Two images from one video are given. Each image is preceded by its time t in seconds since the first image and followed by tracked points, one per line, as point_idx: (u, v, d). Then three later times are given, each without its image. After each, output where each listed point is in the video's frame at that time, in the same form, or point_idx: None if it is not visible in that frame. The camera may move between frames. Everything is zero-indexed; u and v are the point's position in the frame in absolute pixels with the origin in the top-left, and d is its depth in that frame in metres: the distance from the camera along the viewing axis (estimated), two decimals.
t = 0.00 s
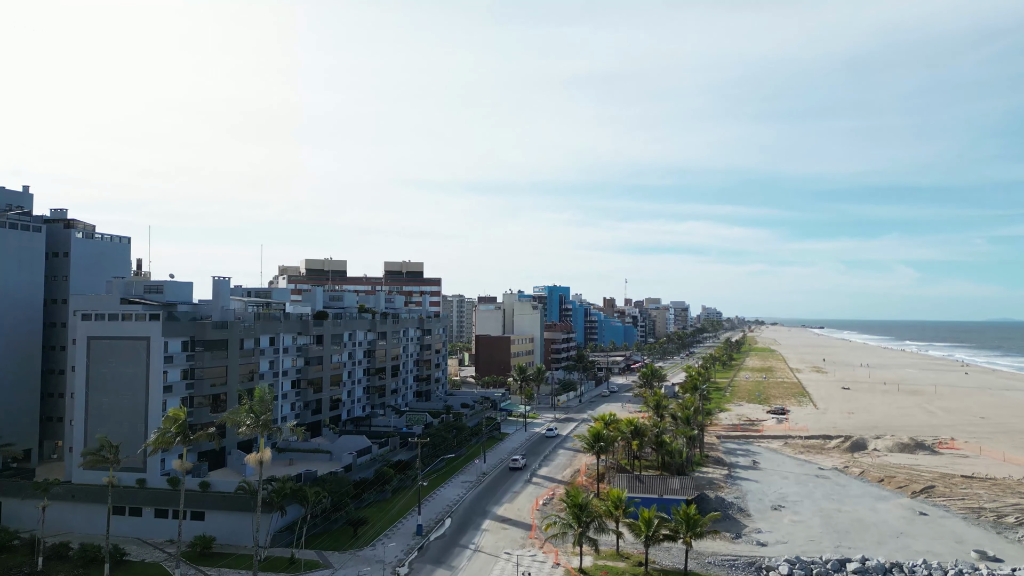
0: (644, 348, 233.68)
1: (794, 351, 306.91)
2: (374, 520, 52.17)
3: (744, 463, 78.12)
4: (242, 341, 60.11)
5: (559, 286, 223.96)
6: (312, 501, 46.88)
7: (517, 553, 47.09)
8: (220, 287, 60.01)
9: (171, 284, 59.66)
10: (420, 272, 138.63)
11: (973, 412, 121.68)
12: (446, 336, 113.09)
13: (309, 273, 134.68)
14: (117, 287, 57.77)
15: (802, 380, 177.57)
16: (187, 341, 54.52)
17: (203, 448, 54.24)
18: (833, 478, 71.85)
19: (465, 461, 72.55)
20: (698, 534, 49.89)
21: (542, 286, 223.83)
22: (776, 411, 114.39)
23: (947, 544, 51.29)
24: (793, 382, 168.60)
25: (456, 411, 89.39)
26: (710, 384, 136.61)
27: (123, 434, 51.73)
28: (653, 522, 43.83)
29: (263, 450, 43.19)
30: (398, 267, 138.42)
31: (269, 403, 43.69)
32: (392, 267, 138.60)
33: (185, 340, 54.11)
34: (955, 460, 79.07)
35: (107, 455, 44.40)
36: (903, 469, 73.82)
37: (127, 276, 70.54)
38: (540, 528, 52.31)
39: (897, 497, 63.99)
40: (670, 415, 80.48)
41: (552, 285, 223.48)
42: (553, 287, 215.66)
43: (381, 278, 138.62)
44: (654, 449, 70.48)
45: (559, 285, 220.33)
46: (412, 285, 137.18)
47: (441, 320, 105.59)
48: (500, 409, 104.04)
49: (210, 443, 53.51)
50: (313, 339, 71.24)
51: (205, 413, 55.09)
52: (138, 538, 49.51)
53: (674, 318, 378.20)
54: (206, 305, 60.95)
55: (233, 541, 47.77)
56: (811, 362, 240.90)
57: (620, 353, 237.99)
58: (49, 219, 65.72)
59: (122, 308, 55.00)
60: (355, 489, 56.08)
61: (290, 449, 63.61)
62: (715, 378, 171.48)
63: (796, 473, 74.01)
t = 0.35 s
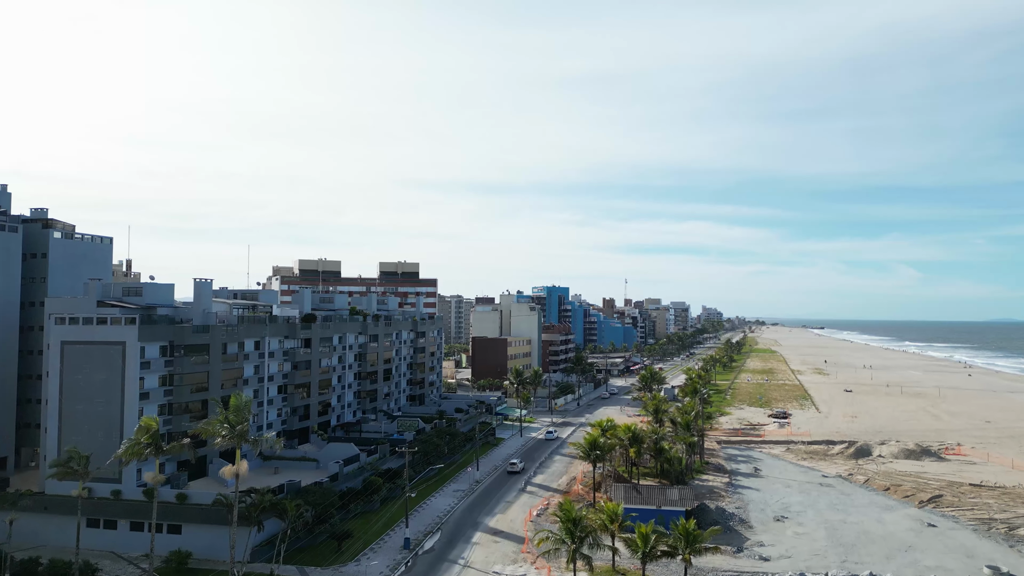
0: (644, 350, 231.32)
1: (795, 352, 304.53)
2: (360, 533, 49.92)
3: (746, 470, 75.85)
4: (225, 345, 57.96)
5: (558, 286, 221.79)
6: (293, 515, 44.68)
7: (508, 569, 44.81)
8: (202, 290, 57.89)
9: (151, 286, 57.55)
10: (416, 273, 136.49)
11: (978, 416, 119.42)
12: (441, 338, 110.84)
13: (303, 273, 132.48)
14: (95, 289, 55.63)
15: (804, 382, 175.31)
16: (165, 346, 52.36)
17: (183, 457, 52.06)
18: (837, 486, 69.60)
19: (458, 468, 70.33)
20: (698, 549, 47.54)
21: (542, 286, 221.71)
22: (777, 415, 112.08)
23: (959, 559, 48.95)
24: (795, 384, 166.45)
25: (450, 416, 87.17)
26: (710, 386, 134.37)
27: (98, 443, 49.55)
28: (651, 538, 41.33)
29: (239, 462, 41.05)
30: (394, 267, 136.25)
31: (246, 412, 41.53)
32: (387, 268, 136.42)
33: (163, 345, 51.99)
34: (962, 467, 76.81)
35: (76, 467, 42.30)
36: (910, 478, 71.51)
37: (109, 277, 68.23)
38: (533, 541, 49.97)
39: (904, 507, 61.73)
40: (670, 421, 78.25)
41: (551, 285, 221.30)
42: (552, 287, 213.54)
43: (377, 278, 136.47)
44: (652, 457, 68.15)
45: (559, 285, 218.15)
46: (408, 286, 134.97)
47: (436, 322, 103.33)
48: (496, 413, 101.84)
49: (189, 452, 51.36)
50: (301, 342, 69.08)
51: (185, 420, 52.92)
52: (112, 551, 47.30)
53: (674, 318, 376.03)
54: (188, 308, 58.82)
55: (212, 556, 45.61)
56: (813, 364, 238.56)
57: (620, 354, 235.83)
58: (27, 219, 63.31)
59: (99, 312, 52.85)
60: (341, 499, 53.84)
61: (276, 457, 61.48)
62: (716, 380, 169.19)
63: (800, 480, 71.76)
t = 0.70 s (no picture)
0: (644, 351, 229.54)
1: (797, 352, 302.51)
2: (348, 546, 48.39)
3: (746, 478, 74.38)
4: (211, 352, 56.56)
5: (558, 287, 220.28)
6: (277, 528, 43.14)
7: None
8: (188, 294, 56.29)
9: (136, 291, 56.26)
10: (413, 274, 135.12)
11: (983, 420, 117.71)
12: (438, 342, 109.34)
13: (299, 275, 131.12)
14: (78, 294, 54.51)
15: (806, 384, 173.54)
16: (150, 352, 51.01)
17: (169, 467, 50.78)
18: (840, 494, 67.98)
19: (452, 476, 68.82)
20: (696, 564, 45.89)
21: (542, 287, 220.22)
22: (779, 420, 110.43)
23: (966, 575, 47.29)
24: (797, 387, 164.79)
25: (445, 422, 85.77)
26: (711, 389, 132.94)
27: (79, 453, 48.18)
28: (647, 555, 39.48)
29: (219, 475, 39.68)
30: (391, 269, 134.89)
31: (227, 423, 40.17)
32: (384, 270, 135.05)
33: (146, 352, 50.59)
34: (968, 475, 75.19)
35: (52, 479, 41.75)
36: (914, 486, 69.92)
37: (96, 281, 66.80)
38: (525, 555, 48.36)
39: (908, 518, 60.15)
40: (669, 426, 76.68)
41: (551, 286, 219.78)
42: (552, 288, 212.12)
43: (374, 280, 135.19)
44: (651, 464, 66.64)
45: (559, 286, 216.70)
46: (405, 288, 133.56)
47: (432, 325, 101.83)
48: (493, 417, 100.42)
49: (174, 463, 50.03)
50: (292, 347, 67.75)
51: (170, 429, 51.51)
52: (92, 564, 45.91)
53: (676, 319, 374.53)
54: (174, 313, 57.49)
55: (194, 571, 44.01)
56: (815, 365, 236.85)
57: (620, 355, 234.23)
58: (12, 221, 62.03)
59: (81, 318, 51.51)
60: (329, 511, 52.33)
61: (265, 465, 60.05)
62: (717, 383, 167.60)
63: (801, 489, 70.23)
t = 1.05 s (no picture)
0: (644, 353, 228.41)
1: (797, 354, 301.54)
2: (338, 556, 47.61)
3: (745, 484, 73.46)
4: (200, 357, 55.70)
5: (558, 289, 219.45)
6: (264, 539, 42.36)
7: None
8: (177, 299, 56.01)
9: (123, 295, 55.14)
10: (410, 276, 134.26)
11: (984, 424, 116.74)
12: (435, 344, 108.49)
13: (295, 277, 130.25)
14: (64, 298, 53.56)
15: (806, 386, 172.56)
16: (136, 359, 50.23)
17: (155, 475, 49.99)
18: (839, 501, 67.08)
19: (446, 483, 67.93)
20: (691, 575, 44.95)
21: (541, 288, 219.30)
22: (778, 423, 109.41)
23: None
24: (797, 389, 163.86)
25: (441, 426, 84.95)
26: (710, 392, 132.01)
27: (63, 461, 47.34)
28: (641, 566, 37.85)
29: (202, 487, 38.93)
30: (388, 271, 134.06)
31: (211, 432, 39.39)
32: (381, 271, 134.23)
33: (132, 358, 49.86)
34: (969, 481, 74.27)
35: (33, 490, 41.62)
36: (914, 492, 69.03)
37: (87, 285, 65.77)
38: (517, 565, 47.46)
39: (908, 526, 59.28)
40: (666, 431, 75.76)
41: (551, 287, 218.91)
42: (552, 289, 211.29)
43: (371, 282, 134.41)
44: (647, 470, 65.75)
45: (558, 287, 215.90)
46: (403, 290, 132.72)
47: (429, 328, 100.87)
48: (490, 421, 99.57)
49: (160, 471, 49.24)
50: (284, 351, 66.91)
51: (157, 436, 50.72)
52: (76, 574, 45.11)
53: (676, 320, 373.66)
54: (163, 318, 56.69)
55: None
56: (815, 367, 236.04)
57: (620, 357, 233.37)
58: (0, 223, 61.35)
59: (67, 323, 50.78)
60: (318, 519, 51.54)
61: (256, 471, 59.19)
62: (716, 385, 166.65)
63: (800, 495, 69.33)
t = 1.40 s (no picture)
0: (640, 353, 228.05)
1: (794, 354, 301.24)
2: (326, 560, 47.09)
3: (739, 486, 73.05)
4: (190, 359, 55.16)
5: (555, 289, 219.11)
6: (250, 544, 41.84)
7: None
8: (165, 301, 55.32)
9: (111, 297, 54.43)
10: (406, 277, 133.73)
11: (981, 425, 116.58)
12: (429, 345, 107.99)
13: (289, 277, 129.63)
14: (51, 301, 52.91)
15: (803, 387, 172.30)
16: (123, 361, 49.75)
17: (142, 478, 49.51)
18: (833, 504, 66.73)
19: (438, 485, 67.57)
20: None
21: (538, 288, 218.93)
22: (774, 425, 109.11)
23: None
24: (794, 390, 163.59)
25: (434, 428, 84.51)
26: (706, 393, 131.64)
27: (49, 465, 46.85)
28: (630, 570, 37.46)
29: (187, 492, 38.50)
30: (383, 271, 133.54)
31: (196, 437, 38.92)
32: (377, 272, 133.73)
33: (120, 361, 49.40)
34: (964, 483, 73.94)
35: (16, 494, 41.37)
36: (909, 495, 68.73)
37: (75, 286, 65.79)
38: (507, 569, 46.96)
39: (902, 529, 58.95)
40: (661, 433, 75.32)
41: (548, 288, 218.53)
42: (548, 289, 211.07)
43: (366, 283, 133.92)
44: (641, 472, 65.35)
45: (555, 287, 215.59)
46: (398, 290, 132.20)
47: (423, 329, 100.29)
48: (484, 423, 99.13)
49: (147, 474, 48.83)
50: (274, 353, 66.34)
51: (144, 440, 50.21)
52: None
53: (673, 320, 373.44)
54: (151, 320, 56.18)
55: None
56: (812, 368, 236.03)
57: (617, 357, 233.02)
58: None
59: (54, 326, 50.32)
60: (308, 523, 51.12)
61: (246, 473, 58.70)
62: (712, 386, 166.39)
63: (794, 497, 68.99)
